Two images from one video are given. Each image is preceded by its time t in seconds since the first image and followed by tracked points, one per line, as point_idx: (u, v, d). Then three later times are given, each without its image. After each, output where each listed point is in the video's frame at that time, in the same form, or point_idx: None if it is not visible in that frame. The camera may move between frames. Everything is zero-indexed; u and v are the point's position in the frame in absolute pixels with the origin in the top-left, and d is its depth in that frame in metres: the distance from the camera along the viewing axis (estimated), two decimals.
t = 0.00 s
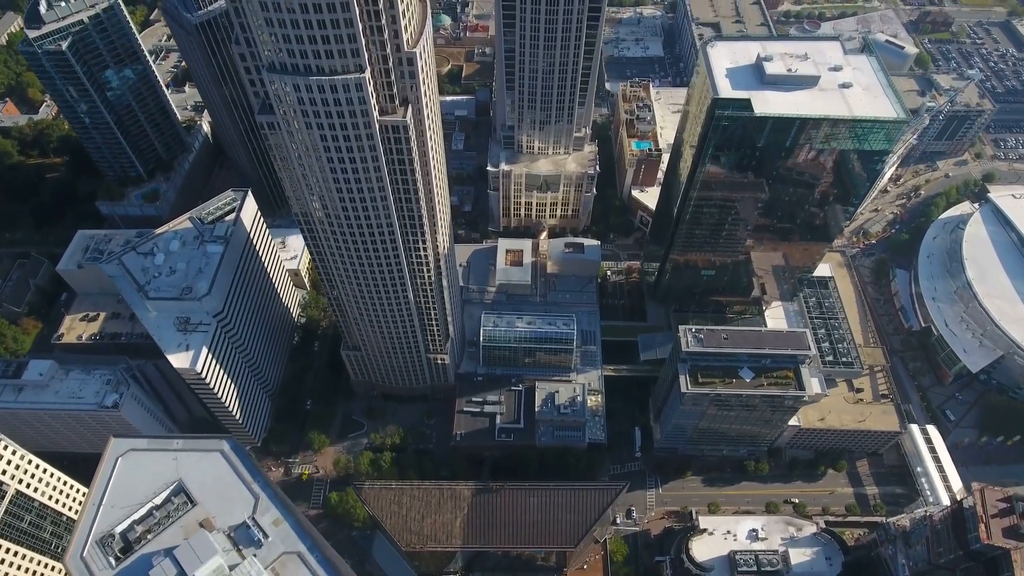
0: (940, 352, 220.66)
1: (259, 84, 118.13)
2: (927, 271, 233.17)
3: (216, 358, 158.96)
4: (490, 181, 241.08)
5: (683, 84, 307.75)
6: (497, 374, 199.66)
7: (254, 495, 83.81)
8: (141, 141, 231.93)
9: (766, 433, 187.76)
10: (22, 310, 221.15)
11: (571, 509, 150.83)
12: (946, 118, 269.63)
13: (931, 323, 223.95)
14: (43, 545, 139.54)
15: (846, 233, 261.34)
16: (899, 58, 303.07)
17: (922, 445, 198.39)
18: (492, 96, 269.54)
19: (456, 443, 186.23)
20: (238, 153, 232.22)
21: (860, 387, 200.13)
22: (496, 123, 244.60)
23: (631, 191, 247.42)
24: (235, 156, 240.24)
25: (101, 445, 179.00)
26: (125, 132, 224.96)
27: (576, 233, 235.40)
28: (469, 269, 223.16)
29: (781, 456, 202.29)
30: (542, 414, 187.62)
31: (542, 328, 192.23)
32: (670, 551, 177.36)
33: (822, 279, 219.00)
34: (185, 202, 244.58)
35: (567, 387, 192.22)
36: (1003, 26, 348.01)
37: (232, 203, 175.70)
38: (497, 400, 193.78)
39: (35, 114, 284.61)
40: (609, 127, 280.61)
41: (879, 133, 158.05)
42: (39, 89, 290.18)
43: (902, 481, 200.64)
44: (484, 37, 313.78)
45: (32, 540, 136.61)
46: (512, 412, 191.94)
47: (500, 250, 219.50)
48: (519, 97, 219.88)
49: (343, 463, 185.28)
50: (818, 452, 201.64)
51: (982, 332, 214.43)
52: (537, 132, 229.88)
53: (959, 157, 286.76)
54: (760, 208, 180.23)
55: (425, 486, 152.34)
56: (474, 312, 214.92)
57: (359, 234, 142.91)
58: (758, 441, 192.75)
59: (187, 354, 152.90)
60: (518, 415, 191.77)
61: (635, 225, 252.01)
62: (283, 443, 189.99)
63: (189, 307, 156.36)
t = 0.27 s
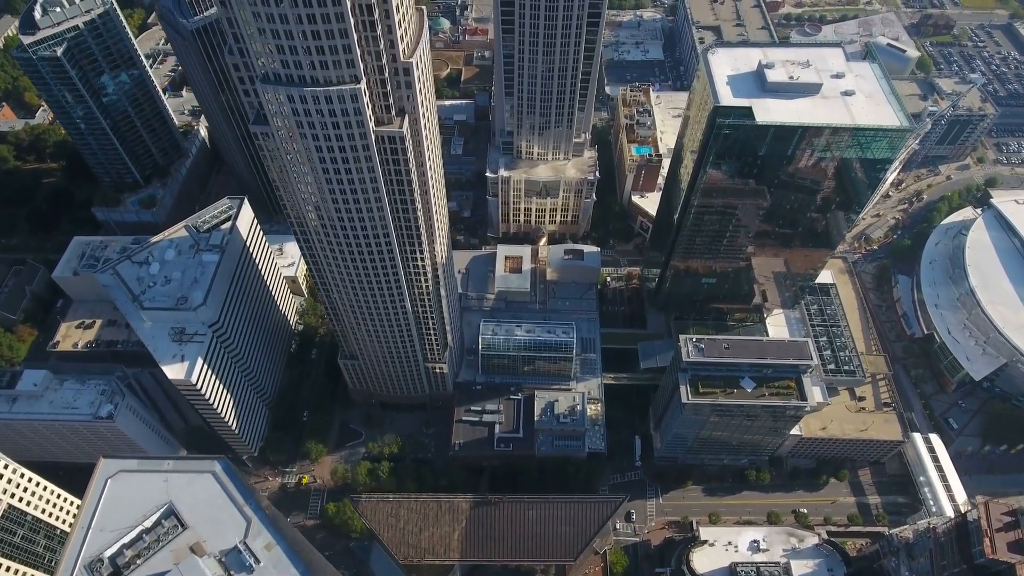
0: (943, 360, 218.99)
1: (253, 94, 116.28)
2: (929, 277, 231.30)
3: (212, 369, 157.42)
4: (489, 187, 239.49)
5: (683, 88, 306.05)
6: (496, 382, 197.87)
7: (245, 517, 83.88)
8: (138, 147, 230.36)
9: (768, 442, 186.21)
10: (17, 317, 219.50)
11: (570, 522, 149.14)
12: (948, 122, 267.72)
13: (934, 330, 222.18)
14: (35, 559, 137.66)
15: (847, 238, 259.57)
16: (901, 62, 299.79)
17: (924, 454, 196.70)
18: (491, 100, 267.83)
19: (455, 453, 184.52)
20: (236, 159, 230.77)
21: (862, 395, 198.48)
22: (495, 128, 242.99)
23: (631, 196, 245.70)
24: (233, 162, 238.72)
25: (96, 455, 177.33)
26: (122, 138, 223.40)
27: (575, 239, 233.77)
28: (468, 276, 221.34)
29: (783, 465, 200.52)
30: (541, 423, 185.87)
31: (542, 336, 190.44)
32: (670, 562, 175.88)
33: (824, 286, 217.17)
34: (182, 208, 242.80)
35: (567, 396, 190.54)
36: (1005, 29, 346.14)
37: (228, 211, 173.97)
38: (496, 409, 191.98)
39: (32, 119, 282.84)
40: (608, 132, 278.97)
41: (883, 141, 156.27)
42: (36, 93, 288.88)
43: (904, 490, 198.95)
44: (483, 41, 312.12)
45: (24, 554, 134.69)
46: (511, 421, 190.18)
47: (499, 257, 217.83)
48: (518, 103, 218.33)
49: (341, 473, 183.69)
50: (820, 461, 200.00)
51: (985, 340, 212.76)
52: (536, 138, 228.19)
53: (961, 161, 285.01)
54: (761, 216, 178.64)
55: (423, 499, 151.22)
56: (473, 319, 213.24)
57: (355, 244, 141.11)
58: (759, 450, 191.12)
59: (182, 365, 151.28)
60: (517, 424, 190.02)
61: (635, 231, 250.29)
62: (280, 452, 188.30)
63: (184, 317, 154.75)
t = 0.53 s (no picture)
0: (945, 368, 217.14)
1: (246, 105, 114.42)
2: (932, 284, 229.35)
3: (206, 380, 155.77)
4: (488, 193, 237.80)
5: (683, 92, 304.32)
6: (495, 392, 195.95)
7: (235, 543, 84.73)
8: (134, 154, 228.64)
9: (768, 453, 184.48)
10: (12, 325, 217.81)
11: (569, 536, 147.42)
12: (951, 127, 265.76)
13: (936, 338, 220.31)
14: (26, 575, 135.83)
15: (848, 244, 257.70)
16: (903, 67, 299.32)
17: (927, 463, 194.78)
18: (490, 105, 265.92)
19: (453, 464, 182.69)
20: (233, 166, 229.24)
21: (864, 404, 196.73)
22: (494, 134, 241.29)
23: (631, 202, 243.81)
24: (230, 167, 237.13)
25: (91, 464, 175.80)
26: (117, 145, 221.64)
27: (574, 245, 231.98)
28: (466, 283, 219.52)
29: (784, 475, 198.81)
30: (540, 434, 184.02)
31: (541, 345, 188.50)
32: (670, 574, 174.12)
33: (825, 293, 215.31)
34: (179, 214, 241.03)
35: (566, 406, 188.67)
36: (1007, 32, 344.22)
37: (224, 219, 172.42)
38: (495, 419, 190.15)
39: (28, 123, 281.11)
40: (608, 136, 277.13)
41: (886, 151, 154.60)
42: (32, 98, 287.39)
43: (907, 500, 197.08)
44: (482, 44, 310.44)
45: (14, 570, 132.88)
46: (509, 431, 188.37)
47: (498, 264, 216.01)
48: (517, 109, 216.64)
49: (337, 484, 181.94)
50: (821, 470, 198.26)
51: (987, 347, 210.87)
52: (535, 144, 226.49)
53: (963, 166, 283.13)
54: (762, 224, 176.78)
55: (420, 513, 150.01)
56: (471, 327, 211.50)
57: (351, 256, 139.34)
58: (760, 460, 189.31)
59: (176, 377, 149.56)
60: (515, 434, 188.18)
61: (635, 237, 248.46)
62: (276, 463, 186.50)
63: (179, 328, 153.05)
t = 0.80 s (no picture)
0: (947, 376, 215.36)
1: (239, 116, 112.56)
2: (934, 290, 227.43)
3: (201, 391, 154.05)
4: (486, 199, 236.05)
5: (683, 96, 302.57)
6: (493, 401, 194.28)
7: (224, 565, 122.65)
8: (130, 159, 226.78)
9: (769, 462, 182.79)
10: (7, 332, 216.07)
11: (568, 549, 145.65)
12: (953, 131, 263.66)
13: (938, 345, 218.44)
14: None
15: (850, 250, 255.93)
16: (905, 71, 297.64)
17: (929, 473, 192.91)
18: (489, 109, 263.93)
19: (450, 474, 180.99)
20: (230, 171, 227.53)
21: (865, 413, 194.99)
22: (492, 139, 239.47)
23: (631, 208, 241.92)
24: (227, 173, 235.35)
25: (85, 475, 173.98)
26: (113, 150, 219.78)
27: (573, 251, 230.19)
28: (465, 290, 217.72)
29: (785, 484, 197.03)
30: (538, 443, 182.31)
31: (539, 353, 186.72)
32: None
33: (827, 300, 213.50)
34: (175, 219, 238.93)
35: (564, 415, 186.93)
36: (1009, 35, 342.61)
37: (219, 227, 170.74)
38: (493, 428, 188.41)
39: (24, 127, 279.17)
40: (608, 141, 275.28)
41: (888, 160, 152.71)
42: (27, 101, 285.42)
43: (908, 509, 195.41)
44: (481, 48, 308.60)
45: None
46: (508, 441, 186.67)
47: (496, 271, 214.18)
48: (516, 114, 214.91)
49: (334, 494, 180.15)
50: (822, 479, 196.58)
51: (990, 355, 208.96)
52: (534, 149, 224.70)
53: (965, 170, 281.35)
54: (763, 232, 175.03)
55: (417, 526, 148.53)
56: (469, 335, 209.67)
57: (346, 267, 137.63)
58: (761, 469, 187.59)
59: (169, 388, 147.80)
60: (513, 444, 186.65)
61: (635, 243, 246.62)
62: (273, 472, 184.65)
63: (173, 339, 151.27)
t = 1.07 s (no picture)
0: (950, 384, 213.49)
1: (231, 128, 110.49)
2: (936, 298, 225.52)
3: (196, 403, 152.27)
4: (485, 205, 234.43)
5: (683, 100, 300.80)
6: (491, 410, 192.45)
7: None
8: (125, 165, 225.07)
9: (770, 473, 181.01)
10: (2, 339, 214.37)
11: (567, 564, 143.96)
12: (954, 137, 261.72)
13: (941, 353, 216.49)
14: None
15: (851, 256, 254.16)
16: (908, 75, 296.09)
17: (932, 483, 190.93)
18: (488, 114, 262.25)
19: (448, 485, 179.16)
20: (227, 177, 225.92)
21: (867, 422, 193.19)
22: (491, 145, 237.83)
23: (630, 214, 240.07)
24: (224, 179, 233.64)
25: (79, 485, 172.11)
26: (108, 156, 218.04)
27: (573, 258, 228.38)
28: (463, 297, 215.92)
29: (786, 494, 195.41)
30: (537, 453, 180.38)
31: (538, 362, 184.81)
32: None
33: (828, 308, 211.71)
34: (171, 225, 237.16)
35: (564, 425, 184.92)
36: (1011, 38, 340.78)
37: (214, 236, 168.90)
38: (491, 438, 186.55)
39: (20, 132, 277.46)
40: (608, 145, 273.48)
41: (891, 170, 150.72)
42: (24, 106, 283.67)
43: (911, 519, 193.55)
44: (480, 52, 306.94)
45: None
46: (506, 451, 184.86)
47: (495, 278, 212.37)
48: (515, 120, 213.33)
49: (330, 505, 178.25)
50: (824, 489, 194.77)
51: (993, 363, 206.80)
52: (533, 155, 223.00)
53: (967, 175, 279.53)
54: (764, 241, 173.24)
55: (413, 541, 147.68)
56: (468, 343, 207.83)
57: (342, 278, 135.73)
58: (762, 480, 185.76)
59: (163, 401, 146.07)
60: (512, 454, 184.88)
61: (635, 249, 244.81)
62: (269, 482, 182.71)
63: (167, 350, 149.44)
